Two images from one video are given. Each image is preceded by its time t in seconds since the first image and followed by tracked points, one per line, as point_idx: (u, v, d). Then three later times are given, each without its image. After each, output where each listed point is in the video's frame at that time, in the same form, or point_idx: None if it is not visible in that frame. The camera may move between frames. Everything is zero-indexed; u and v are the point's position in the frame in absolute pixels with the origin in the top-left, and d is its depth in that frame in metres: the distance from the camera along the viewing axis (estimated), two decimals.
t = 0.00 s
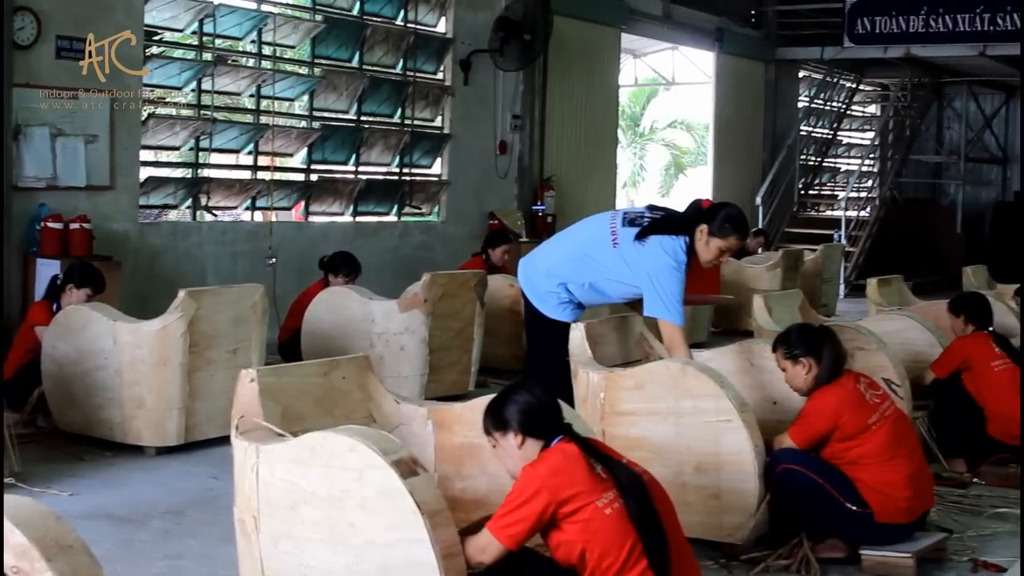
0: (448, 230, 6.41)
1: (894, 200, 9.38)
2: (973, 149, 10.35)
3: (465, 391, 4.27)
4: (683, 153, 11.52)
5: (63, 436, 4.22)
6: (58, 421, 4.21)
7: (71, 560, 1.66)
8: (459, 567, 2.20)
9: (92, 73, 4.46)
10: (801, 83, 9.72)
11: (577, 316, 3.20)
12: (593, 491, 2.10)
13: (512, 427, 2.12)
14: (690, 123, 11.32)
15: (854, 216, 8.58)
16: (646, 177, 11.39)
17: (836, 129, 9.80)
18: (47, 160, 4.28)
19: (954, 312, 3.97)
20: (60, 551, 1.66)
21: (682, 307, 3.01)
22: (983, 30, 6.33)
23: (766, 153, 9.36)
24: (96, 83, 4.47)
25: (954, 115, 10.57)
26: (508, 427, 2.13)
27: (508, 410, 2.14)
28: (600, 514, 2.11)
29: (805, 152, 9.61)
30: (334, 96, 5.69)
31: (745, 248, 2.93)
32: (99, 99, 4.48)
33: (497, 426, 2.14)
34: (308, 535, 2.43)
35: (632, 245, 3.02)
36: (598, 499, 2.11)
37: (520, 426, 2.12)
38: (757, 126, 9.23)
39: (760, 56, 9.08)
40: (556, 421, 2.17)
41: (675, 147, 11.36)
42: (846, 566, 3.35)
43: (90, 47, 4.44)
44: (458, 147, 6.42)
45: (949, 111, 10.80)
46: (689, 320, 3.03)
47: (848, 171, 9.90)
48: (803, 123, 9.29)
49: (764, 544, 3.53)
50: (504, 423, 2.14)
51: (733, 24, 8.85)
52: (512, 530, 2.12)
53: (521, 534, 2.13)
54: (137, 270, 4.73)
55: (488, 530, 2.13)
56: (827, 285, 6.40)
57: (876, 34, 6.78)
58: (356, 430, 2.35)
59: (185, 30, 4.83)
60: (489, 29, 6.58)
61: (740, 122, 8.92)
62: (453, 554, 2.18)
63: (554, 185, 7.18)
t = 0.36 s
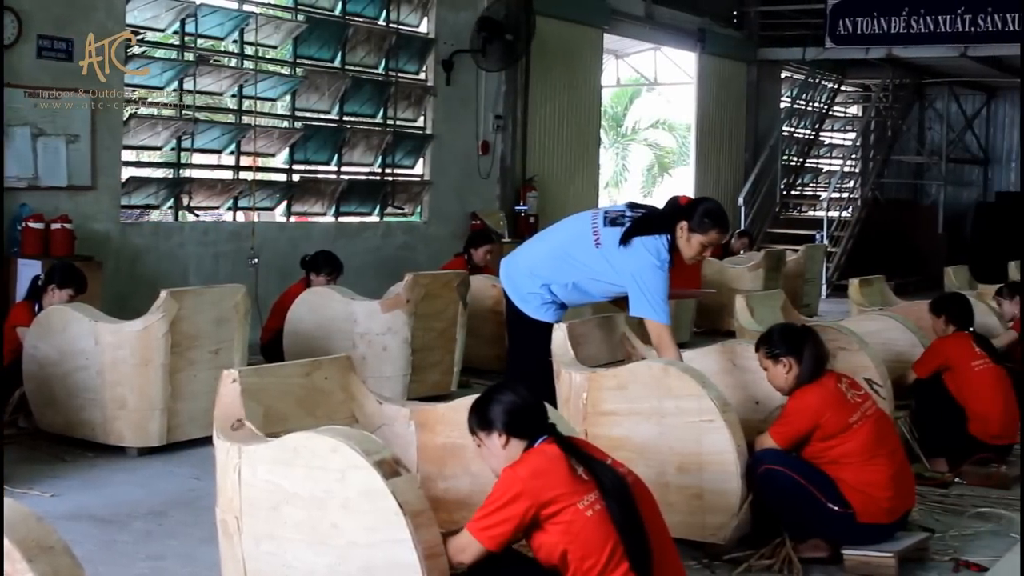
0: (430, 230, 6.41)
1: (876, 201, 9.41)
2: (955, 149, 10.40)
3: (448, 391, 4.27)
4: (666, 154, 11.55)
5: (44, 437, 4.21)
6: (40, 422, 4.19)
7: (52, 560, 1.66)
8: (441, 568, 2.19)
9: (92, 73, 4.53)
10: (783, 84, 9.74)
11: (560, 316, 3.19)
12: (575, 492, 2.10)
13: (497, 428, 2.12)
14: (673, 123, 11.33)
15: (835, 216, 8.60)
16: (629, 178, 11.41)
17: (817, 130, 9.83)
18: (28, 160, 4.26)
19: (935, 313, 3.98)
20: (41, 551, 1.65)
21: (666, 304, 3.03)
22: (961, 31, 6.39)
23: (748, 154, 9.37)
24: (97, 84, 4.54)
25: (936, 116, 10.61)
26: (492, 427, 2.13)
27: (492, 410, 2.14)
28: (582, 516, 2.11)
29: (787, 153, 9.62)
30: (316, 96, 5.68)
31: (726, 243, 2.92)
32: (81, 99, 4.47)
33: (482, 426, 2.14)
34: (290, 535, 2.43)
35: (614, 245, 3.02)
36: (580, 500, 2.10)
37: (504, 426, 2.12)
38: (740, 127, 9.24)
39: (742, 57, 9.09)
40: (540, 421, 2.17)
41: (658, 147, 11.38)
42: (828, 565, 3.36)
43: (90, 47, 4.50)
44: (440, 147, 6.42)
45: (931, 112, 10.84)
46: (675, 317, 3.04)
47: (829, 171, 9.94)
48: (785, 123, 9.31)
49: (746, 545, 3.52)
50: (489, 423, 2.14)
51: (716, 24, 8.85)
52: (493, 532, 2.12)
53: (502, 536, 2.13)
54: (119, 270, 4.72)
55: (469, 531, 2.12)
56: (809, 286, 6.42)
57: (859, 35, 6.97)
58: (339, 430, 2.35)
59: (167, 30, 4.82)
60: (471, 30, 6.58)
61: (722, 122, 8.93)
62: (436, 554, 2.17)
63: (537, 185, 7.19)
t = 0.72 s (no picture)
0: (409, 231, 6.41)
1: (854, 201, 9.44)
2: (934, 150, 10.44)
3: (427, 392, 4.26)
4: (646, 154, 11.56)
5: (22, 438, 4.19)
6: (17, 423, 4.18)
7: (29, 561, 1.65)
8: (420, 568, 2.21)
9: (92, 73, 4.59)
10: (762, 84, 9.75)
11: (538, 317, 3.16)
12: (553, 493, 2.10)
13: (478, 426, 2.12)
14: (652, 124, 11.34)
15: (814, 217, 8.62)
16: (608, 178, 11.42)
17: (796, 130, 9.85)
18: (8, 160, 4.21)
19: (913, 313, 3.99)
20: (18, 553, 1.64)
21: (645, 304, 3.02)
22: (940, 32, 6.57)
23: (727, 154, 9.37)
24: (80, 83, 4.53)
25: (914, 117, 10.66)
26: (474, 425, 2.12)
27: (475, 408, 2.14)
28: (559, 517, 2.11)
29: (766, 153, 9.65)
30: (295, 96, 5.67)
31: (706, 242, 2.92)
32: (59, 99, 4.45)
33: (464, 423, 2.14)
34: (267, 535, 2.43)
35: (594, 245, 3.01)
36: (558, 501, 2.10)
37: (486, 425, 2.12)
38: (720, 127, 9.25)
39: (722, 57, 9.09)
40: (523, 419, 2.16)
41: (638, 148, 11.39)
42: (807, 565, 3.36)
43: (90, 47, 4.56)
44: (419, 148, 6.42)
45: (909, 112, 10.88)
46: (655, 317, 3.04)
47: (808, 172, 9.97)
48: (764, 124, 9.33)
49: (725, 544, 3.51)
50: (471, 421, 2.14)
51: (695, 25, 8.87)
52: (470, 531, 2.13)
53: (480, 535, 2.13)
54: (97, 270, 4.71)
55: (447, 529, 2.13)
56: (787, 286, 6.44)
57: (837, 36, 7.01)
58: (317, 430, 2.34)
59: (146, 30, 4.80)
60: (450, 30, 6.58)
61: (701, 123, 8.95)
62: (414, 554, 2.19)
63: (516, 185, 7.20)
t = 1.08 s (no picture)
0: (397, 231, 6.41)
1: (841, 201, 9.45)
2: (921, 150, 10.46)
3: (415, 392, 4.26)
4: (633, 154, 11.57)
5: (8, 439, 4.18)
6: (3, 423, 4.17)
7: (16, 563, 1.65)
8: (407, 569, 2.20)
9: (92, 72, 4.64)
10: (749, 84, 9.75)
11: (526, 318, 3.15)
12: (539, 493, 2.10)
13: (463, 428, 2.12)
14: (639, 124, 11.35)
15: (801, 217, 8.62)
16: (595, 178, 11.42)
17: (783, 131, 9.87)
18: None
19: (899, 313, 4.00)
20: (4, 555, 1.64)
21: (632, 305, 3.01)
22: (927, 32, 6.55)
23: (714, 154, 9.38)
24: (66, 84, 4.52)
25: (901, 117, 10.67)
26: (459, 427, 2.12)
27: (459, 409, 2.14)
28: (546, 517, 2.11)
29: (753, 153, 9.66)
30: (282, 96, 5.66)
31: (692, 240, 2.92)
32: (45, 99, 4.45)
33: (449, 425, 2.14)
34: (254, 535, 2.42)
35: (581, 245, 3.00)
36: (545, 501, 2.10)
37: (470, 427, 2.12)
38: (707, 127, 9.26)
39: (709, 58, 9.10)
40: (507, 421, 2.16)
41: (626, 148, 11.40)
42: (794, 565, 3.36)
43: (91, 47, 4.61)
44: (407, 148, 6.42)
45: (895, 112, 10.89)
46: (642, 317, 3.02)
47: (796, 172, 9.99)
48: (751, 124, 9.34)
49: (711, 544, 3.53)
50: (456, 423, 2.14)
51: (681, 25, 8.88)
52: (458, 535, 2.13)
53: (468, 538, 2.13)
54: (84, 270, 4.70)
55: (436, 534, 2.13)
56: (774, 285, 6.45)
57: (823, 36, 7.03)
58: (305, 431, 2.34)
59: (132, 29, 4.78)
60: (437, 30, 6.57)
61: (688, 124, 8.95)
62: (402, 555, 2.18)
63: (504, 185, 7.19)
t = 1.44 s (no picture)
0: (392, 231, 6.41)
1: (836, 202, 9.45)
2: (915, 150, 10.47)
3: (410, 392, 4.26)
4: (628, 154, 11.57)
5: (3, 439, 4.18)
6: None
7: (12, 563, 1.65)
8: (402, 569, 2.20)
9: (92, 72, 4.66)
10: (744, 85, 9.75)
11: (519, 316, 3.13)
12: (536, 492, 2.10)
13: (461, 426, 2.12)
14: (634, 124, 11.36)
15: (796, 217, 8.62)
16: (590, 178, 11.42)
17: (778, 131, 9.87)
18: None
19: (894, 313, 4.01)
20: None
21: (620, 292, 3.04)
22: (921, 32, 6.58)
23: (710, 154, 9.38)
24: (61, 84, 4.51)
25: (896, 118, 10.67)
26: (457, 425, 2.12)
27: (458, 408, 2.13)
28: (543, 516, 2.11)
29: (748, 153, 9.66)
30: (277, 96, 5.65)
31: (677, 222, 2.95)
32: (39, 99, 4.44)
33: (447, 423, 2.14)
34: (248, 536, 2.42)
35: (569, 235, 3.01)
36: (541, 500, 2.10)
37: (468, 425, 2.12)
38: (702, 127, 9.25)
39: (704, 57, 9.10)
40: (505, 420, 2.16)
41: (620, 148, 11.40)
42: (790, 564, 3.34)
43: (91, 47, 4.62)
44: (402, 148, 6.42)
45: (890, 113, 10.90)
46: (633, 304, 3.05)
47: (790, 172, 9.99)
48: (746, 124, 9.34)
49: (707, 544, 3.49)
50: (453, 421, 2.13)
51: (677, 25, 8.88)
52: (454, 532, 2.13)
53: (464, 536, 2.14)
54: (79, 270, 4.69)
55: (432, 531, 2.13)
56: (769, 286, 6.45)
57: (819, 36, 7.06)
58: (300, 431, 2.34)
59: (127, 29, 4.77)
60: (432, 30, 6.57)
61: (684, 124, 8.94)
62: (398, 555, 2.18)
63: (499, 185, 7.19)
